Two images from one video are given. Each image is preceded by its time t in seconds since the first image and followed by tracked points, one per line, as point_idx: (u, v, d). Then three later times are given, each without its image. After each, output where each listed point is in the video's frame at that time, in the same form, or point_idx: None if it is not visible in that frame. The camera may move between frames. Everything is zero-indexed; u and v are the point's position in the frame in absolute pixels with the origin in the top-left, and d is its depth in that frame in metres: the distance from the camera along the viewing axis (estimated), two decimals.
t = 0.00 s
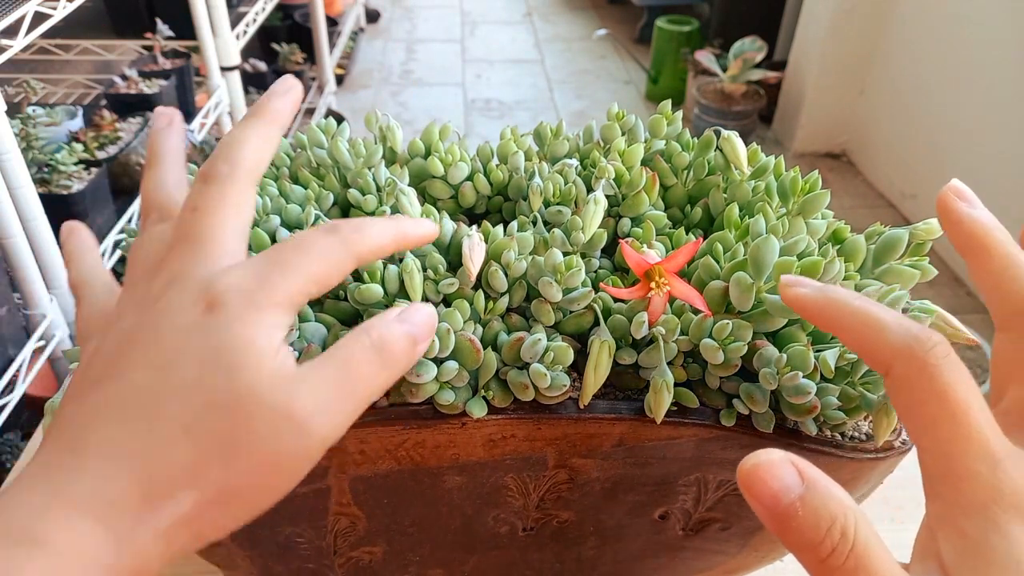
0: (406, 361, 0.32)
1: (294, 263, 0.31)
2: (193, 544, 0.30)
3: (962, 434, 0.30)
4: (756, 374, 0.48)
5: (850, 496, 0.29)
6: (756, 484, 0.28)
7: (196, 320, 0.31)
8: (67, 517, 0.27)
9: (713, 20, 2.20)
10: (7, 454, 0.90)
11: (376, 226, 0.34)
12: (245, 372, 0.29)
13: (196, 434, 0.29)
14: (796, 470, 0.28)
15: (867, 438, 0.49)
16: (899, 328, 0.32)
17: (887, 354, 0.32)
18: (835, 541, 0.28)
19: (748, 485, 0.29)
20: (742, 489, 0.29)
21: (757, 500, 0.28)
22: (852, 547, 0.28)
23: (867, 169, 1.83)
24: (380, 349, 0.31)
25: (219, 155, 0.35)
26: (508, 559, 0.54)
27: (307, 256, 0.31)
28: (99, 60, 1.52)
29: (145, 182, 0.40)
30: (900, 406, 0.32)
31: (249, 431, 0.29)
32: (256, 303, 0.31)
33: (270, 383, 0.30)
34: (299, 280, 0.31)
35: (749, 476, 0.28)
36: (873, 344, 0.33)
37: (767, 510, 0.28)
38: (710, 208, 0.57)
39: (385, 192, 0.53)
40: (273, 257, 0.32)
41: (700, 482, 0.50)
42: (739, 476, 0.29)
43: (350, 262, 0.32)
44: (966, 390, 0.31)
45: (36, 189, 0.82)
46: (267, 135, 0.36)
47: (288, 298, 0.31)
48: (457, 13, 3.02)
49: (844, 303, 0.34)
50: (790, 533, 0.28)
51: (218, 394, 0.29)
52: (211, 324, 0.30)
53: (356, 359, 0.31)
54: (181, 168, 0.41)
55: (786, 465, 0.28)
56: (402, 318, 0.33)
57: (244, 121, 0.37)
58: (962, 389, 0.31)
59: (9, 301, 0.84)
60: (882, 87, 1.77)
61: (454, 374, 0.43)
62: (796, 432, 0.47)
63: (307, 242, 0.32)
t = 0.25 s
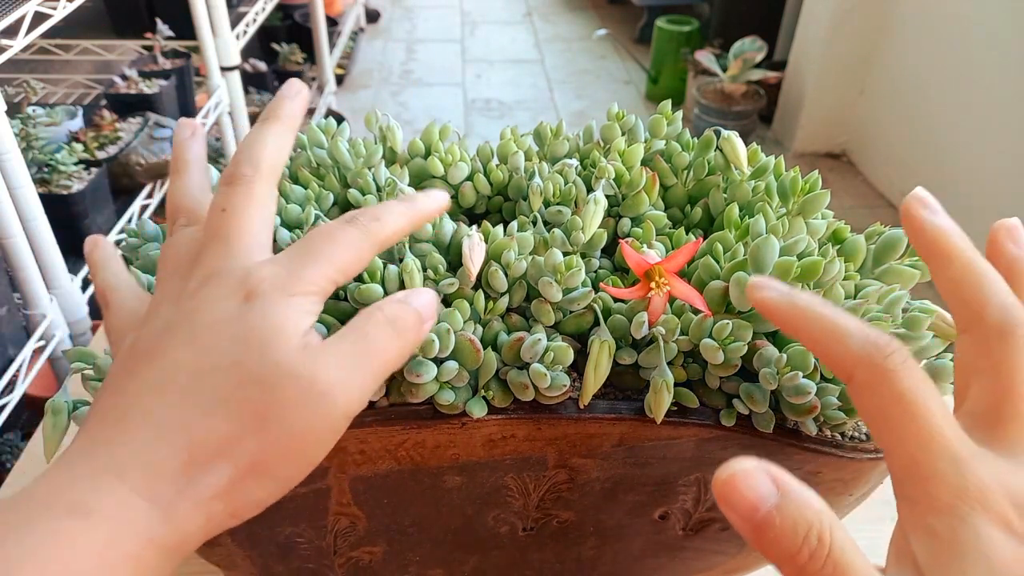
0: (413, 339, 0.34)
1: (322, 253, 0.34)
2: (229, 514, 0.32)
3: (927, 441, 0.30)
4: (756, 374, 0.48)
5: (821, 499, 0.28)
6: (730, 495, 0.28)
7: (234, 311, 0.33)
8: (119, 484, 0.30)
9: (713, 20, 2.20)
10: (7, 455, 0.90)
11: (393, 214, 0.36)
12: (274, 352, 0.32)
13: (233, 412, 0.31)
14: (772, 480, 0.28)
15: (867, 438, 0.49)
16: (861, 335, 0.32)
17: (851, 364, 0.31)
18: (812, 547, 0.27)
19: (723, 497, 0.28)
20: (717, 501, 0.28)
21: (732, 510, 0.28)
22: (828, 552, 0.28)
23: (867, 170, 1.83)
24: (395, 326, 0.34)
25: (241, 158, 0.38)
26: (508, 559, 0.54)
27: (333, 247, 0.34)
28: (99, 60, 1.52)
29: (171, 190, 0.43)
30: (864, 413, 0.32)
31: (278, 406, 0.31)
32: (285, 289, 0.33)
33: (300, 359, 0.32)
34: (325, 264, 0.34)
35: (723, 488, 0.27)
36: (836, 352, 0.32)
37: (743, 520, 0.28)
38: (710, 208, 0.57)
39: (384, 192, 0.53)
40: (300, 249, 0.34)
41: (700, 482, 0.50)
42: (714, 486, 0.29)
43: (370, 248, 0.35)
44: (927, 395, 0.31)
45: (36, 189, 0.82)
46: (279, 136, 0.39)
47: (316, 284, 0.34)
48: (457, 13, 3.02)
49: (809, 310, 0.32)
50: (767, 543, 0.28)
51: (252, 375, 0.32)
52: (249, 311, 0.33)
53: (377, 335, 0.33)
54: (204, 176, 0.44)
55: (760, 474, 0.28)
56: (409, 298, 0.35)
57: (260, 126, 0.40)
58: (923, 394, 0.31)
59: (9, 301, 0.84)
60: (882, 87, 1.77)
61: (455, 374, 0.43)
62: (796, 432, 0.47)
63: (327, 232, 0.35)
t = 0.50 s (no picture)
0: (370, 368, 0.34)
1: (278, 290, 0.33)
2: (189, 574, 0.30)
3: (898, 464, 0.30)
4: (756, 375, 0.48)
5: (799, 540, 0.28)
6: (712, 548, 0.28)
7: (189, 355, 0.32)
8: (64, 553, 0.27)
9: (713, 20, 2.20)
10: (7, 455, 0.90)
11: (355, 239, 0.35)
12: (227, 400, 0.30)
13: (188, 469, 0.29)
14: (750, 530, 0.28)
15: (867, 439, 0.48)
16: (823, 378, 0.32)
17: (814, 406, 0.32)
18: None
19: (706, 550, 0.28)
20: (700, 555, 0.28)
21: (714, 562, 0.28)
22: None
23: (867, 170, 1.83)
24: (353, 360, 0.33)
25: (187, 189, 0.36)
26: (508, 559, 0.54)
27: (291, 283, 0.33)
28: (99, 60, 1.52)
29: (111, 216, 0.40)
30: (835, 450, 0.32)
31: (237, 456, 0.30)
32: (243, 331, 0.32)
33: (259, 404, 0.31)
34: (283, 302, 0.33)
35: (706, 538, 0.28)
36: (797, 396, 0.32)
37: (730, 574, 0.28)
38: (710, 208, 0.57)
39: (384, 192, 0.53)
40: (256, 288, 0.33)
41: (700, 482, 0.50)
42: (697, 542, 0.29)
43: (331, 279, 0.34)
44: (893, 426, 0.31)
45: (36, 190, 0.82)
46: (227, 160, 0.38)
47: (276, 323, 0.33)
48: (457, 13, 3.02)
49: (767, 360, 0.33)
50: None
51: (207, 424, 0.30)
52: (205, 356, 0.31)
53: (336, 372, 0.32)
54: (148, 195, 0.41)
55: (740, 525, 0.28)
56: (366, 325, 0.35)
57: (210, 149, 0.38)
58: (888, 427, 0.31)
59: (9, 302, 0.84)
60: (882, 87, 1.77)
61: (454, 374, 0.43)
62: (796, 433, 0.47)
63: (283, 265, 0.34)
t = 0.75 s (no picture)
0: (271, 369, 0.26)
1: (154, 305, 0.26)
2: None
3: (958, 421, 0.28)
4: (756, 375, 0.48)
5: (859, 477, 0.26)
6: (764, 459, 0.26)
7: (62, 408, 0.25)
8: None
9: (713, 20, 2.20)
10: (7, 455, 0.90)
11: (224, 219, 0.29)
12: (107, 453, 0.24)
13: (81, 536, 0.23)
14: (808, 448, 0.26)
15: (867, 438, 0.48)
16: (897, 322, 0.30)
17: (886, 349, 0.29)
18: (848, 519, 0.25)
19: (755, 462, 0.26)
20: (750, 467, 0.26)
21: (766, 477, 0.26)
22: (863, 523, 0.25)
23: (867, 170, 1.83)
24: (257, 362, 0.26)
25: (28, 209, 0.28)
26: (508, 559, 0.54)
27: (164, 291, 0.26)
28: (99, 60, 1.52)
29: None
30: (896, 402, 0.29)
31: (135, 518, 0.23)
32: (113, 364, 0.25)
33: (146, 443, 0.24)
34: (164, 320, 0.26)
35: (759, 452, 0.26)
36: (869, 338, 0.30)
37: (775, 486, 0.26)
38: (710, 208, 0.57)
39: (385, 192, 0.53)
40: (117, 311, 0.26)
41: (700, 482, 0.50)
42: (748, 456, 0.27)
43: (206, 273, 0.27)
44: (962, 381, 0.28)
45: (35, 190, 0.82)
46: (75, 166, 0.29)
47: (160, 339, 0.26)
48: (457, 13, 3.02)
49: (840, 298, 0.31)
50: (800, 512, 0.26)
51: (90, 481, 0.23)
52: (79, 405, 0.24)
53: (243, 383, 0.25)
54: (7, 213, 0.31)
55: (795, 441, 0.26)
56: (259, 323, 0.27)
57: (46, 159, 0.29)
58: (956, 381, 0.28)
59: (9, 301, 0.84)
60: (882, 87, 1.77)
61: (455, 374, 0.43)
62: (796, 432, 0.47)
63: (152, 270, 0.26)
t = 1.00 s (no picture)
0: (168, 372, 0.27)
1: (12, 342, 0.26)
2: None
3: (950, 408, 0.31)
4: (756, 375, 0.48)
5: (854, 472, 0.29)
6: (763, 456, 0.28)
7: None
8: None
9: (713, 21, 2.20)
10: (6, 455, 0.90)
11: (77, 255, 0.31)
12: None
13: None
14: (805, 445, 0.28)
15: (867, 438, 0.48)
16: (893, 320, 0.33)
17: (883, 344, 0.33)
18: (840, 512, 0.28)
19: (754, 457, 0.29)
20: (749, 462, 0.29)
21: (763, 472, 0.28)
22: (855, 517, 0.28)
23: (867, 170, 1.83)
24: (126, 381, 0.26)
25: None
26: (508, 559, 0.54)
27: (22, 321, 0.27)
28: (99, 60, 1.52)
29: None
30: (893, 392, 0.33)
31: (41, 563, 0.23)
32: None
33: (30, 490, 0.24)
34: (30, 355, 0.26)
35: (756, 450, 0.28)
36: (868, 334, 0.33)
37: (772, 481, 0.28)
38: (710, 208, 0.57)
39: (384, 192, 0.53)
40: None
41: (700, 482, 0.50)
42: (748, 449, 0.29)
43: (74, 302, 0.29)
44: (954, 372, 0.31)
45: (35, 190, 0.82)
46: None
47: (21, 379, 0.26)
48: (457, 13, 3.03)
49: (839, 299, 0.34)
50: (794, 504, 0.28)
51: None
52: None
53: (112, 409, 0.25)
54: None
55: (794, 438, 0.28)
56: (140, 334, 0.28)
57: None
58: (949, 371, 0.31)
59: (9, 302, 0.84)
60: (882, 87, 1.77)
61: (454, 374, 0.43)
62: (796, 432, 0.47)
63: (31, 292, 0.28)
